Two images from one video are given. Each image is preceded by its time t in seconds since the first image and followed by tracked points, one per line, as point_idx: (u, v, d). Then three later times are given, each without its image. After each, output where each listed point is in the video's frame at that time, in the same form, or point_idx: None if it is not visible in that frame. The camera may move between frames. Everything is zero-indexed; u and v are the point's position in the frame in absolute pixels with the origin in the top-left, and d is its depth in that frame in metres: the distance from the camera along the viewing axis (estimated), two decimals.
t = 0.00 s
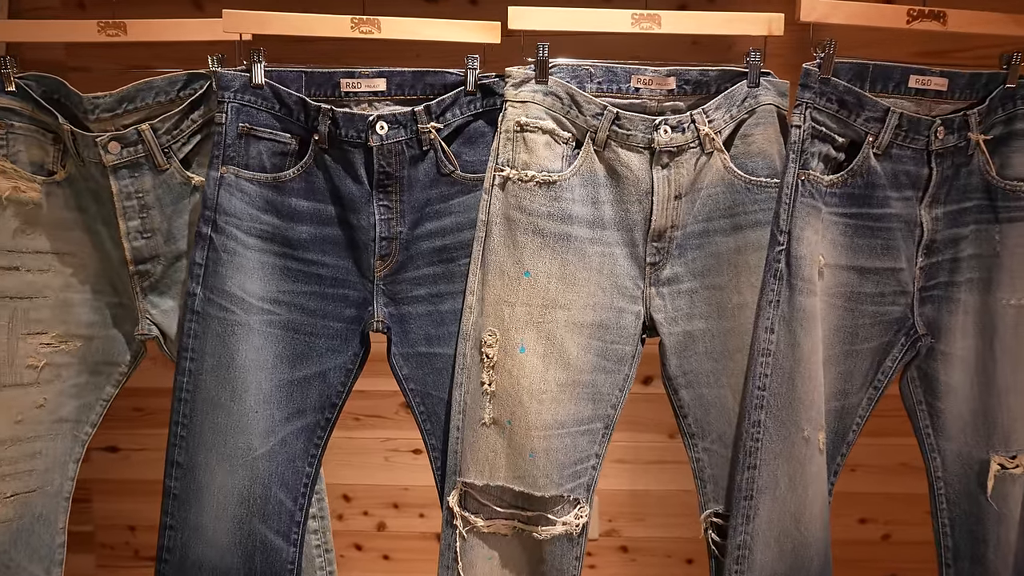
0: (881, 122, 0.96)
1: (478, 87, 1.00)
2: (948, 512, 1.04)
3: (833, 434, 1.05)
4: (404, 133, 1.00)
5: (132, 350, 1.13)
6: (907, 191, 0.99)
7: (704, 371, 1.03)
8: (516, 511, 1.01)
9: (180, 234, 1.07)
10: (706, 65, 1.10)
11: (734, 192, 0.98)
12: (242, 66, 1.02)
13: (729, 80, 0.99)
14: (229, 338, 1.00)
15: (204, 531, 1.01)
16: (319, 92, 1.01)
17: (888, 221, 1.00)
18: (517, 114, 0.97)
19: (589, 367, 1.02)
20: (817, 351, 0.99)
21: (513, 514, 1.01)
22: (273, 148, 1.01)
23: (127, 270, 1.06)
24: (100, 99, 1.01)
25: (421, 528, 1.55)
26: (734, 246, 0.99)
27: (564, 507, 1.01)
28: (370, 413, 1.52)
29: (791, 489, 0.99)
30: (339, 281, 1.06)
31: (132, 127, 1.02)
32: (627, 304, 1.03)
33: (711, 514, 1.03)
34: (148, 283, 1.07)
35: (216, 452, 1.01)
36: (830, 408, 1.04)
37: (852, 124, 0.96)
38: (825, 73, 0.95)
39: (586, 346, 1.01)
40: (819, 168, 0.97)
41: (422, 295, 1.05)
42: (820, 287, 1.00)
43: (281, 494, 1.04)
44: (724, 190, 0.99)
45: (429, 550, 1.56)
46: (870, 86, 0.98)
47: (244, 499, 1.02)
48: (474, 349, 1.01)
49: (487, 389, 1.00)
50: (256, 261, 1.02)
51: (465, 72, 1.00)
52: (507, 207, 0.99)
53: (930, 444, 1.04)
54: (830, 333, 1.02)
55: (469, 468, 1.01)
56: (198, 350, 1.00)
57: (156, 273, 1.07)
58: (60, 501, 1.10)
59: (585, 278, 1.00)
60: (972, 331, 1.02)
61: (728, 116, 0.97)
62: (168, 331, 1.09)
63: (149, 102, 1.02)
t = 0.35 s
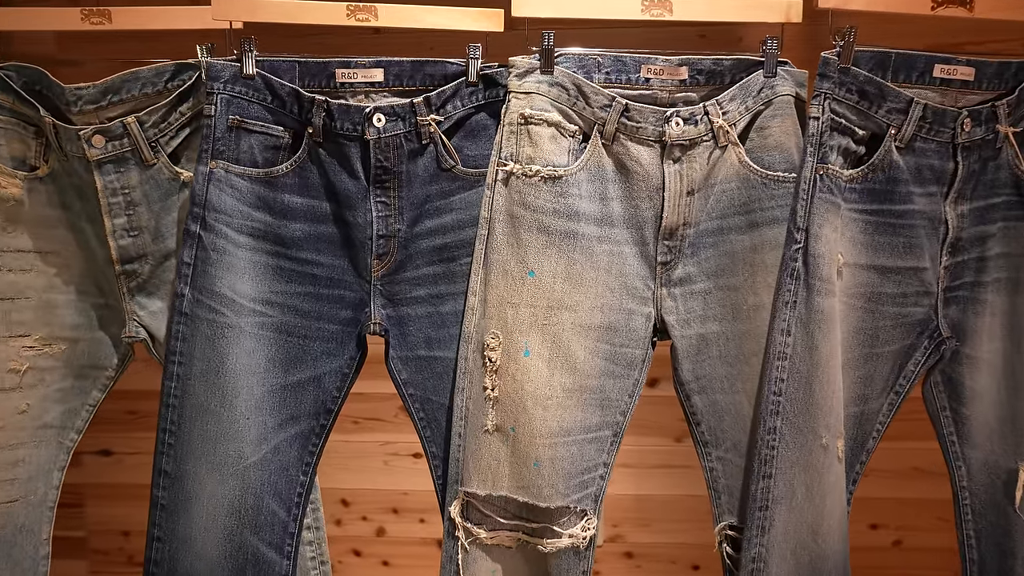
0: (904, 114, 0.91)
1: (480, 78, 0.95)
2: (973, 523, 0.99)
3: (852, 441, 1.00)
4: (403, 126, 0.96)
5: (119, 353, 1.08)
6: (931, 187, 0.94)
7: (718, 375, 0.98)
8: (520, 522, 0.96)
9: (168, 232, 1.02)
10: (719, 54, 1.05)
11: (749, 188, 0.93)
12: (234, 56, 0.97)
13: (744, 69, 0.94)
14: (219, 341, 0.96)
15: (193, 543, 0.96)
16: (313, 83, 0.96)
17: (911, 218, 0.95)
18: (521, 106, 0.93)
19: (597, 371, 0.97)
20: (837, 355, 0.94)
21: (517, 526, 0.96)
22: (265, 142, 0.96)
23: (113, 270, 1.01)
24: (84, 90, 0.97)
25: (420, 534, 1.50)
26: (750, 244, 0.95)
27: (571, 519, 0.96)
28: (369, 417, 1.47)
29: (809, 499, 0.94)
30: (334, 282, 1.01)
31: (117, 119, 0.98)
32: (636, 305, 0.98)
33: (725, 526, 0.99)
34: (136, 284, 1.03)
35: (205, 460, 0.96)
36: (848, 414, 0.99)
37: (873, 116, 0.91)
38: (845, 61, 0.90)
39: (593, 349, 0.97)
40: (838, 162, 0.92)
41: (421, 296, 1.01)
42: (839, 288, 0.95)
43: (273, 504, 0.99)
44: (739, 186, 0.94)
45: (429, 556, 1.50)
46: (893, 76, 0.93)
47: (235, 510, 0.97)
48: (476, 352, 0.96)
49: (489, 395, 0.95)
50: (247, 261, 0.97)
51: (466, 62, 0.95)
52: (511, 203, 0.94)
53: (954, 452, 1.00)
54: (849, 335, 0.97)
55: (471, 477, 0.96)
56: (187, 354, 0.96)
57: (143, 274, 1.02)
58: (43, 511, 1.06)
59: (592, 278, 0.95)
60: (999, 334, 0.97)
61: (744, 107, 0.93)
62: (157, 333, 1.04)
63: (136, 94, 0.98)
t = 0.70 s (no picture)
0: (923, 107, 0.87)
1: (483, 70, 0.92)
2: (995, 530, 0.96)
3: (868, 446, 0.97)
4: (403, 120, 0.92)
5: (111, 355, 1.04)
6: (952, 182, 0.91)
7: (731, 378, 0.95)
8: (526, 530, 0.93)
9: (161, 230, 0.99)
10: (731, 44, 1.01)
11: (763, 183, 0.90)
12: (228, 47, 0.94)
13: (757, 60, 0.91)
14: (212, 342, 0.92)
15: (186, 552, 0.93)
16: (310, 75, 0.93)
17: (930, 215, 0.91)
18: (526, 99, 0.89)
19: (605, 374, 0.94)
20: (854, 356, 0.91)
21: (523, 534, 0.93)
22: (260, 136, 0.93)
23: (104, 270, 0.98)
24: (72, 83, 0.93)
25: (421, 538, 1.46)
26: (764, 242, 0.91)
27: (578, 527, 0.93)
28: (370, 418, 1.43)
29: (825, 507, 0.91)
30: (332, 281, 0.98)
31: (107, 113, 0.94)
32: (645, 305, 0.95)
33: (738, 535, 0.95)
34: (128, 283, 0.99)
35: (198, 466, 0.93)
36: (864, 418, 0.96)
37: (891, 109, 0.88)
38: (863, 52, 0.87)
39: (600, 350, 0.93)
40: (855, 156, 0.89)
41: (422, 296, 0.97)
42: (855, 287, 0.91)
43: (269, 511, 0.96)
44: (753, 181, 0.91)
45: (430, 560, 1.47)
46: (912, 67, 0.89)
47: (229, 518, 0.94)
48: (480, 355, 0.93)
49: (493, 398, 0.92)
50: (242, 260, 0.94)
51: (469, 54, 0.92)
52: (516, 199, 0.91)
53: (975, 457, 0.97)
54: (866, 337, 0.94)
55: (475, 483, 0.93)
56: (180, 356, 0.93)
57: (135, 273, 0.99)
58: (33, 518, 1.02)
59: (600, 277, 0.92)
60: (1022, 335, 0.93)
61: (758, 99, 0.89)
62: (149, 334, 1.00)
63: (126, 87, 0.94)
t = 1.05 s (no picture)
0: (943, 100, 0.84)
1: (487, 63, 0.89)
2: (1016, 538, 0.93)
3: (885, 451, 0.94)
4: (404, 115, 0.89)
5: (104, 358, 1.01)
6: (972, 178, 0.88)
7: (743, 381, 0.92)
8: (533, 538, 0.90)
9: (155, 228, 0.96)
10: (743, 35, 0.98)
11: (777, 179, 0.87)
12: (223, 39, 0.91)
13: (771, 52, 0.87)
14: (207, 345, 0.90)
15: (181, 561, 0.90)
16: (308, 68, 0.90)
17: (949, 212, 0.88)
18: (532, 93, 0.86)
19: (613, 377, 0.91)
20: (871, 358, 0.88)
21: (529, 542, 0.90)
22: (257, 131, 0.90)
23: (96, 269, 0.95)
24: (63, 77, 0.90)
25: (423, 542, 1.43)
26: (779, 240, 0.88)
27: (586, 535, 0.90)
28: (371, 419, 1.40)
29: (840, 514, 0.87)
30: (332, 281, 0.95)
31: (99, 107, 0.91)
32: (655, 306, 0.92)
33: (751, 542, 0.92)
34: (121, 283, 0.96)
35: (193, 472, 0.90)
36: (881, 421, 0.93)
37: (909, 102, 0.85)
38: (881, 43, 0.83)
39: (608, 352, 0.90)
40: (872, 151, 0.86)
41: (424, 296, 0.94)
42: (871, 287, 0.88)
43: (266, 519, 0.93)
44: (767, 177, 0.88)
45: (432, 564, 1.44)
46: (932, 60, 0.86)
47: (224, 526, 0.91)
48: (485, 357, 0.90)
49: (498, 402, 0.89)
50: (238, 259, 0.91)
51: (472, 47, 0.89)
52: (521, 197, 0.88)
53: (995, 463, 0.94)
54: (883, 338, 0.91)
55: (480, 490, 0.90)
56: (173, 359, 0.90)
57: (128, 273, 0.96)
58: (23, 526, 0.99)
59: (609, 277, 0.89)
60: None
61: (772, 92, 0.86)
62: (143, 336, 0.98)
63: (119, 81, 0.91)
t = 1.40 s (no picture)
0: (956, 97, 0.82)
1: (489, 59, 0.87)
2: None
3: (896, 455, 0.92)
4: (405, 112, 0.87)
5: (99, 360, 0.99)
6: (986, 176, 0.86)
7: (752, 384, 0.90)
8: (536, 544, 0.88)
9: (151, 228, 0.94)
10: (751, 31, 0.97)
11: (787, 177, 0.85)
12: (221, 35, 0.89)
13: (780, 48, 0.86)
14: (203, 347, 0.88)
15: (176, 568, 0.88)
16: (307, 65, 0.88)
17: (963, 211, 0.86)
18: (536, 90, 0.85)
19: (618, 379, 0.89)
20: (883, 361, 0.86)
21: (533, 548, 0.88)
22: (254, 129, 0.88)
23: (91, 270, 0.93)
24: (56, 73, 0.89)
25: (424, 545, 1.41)
26: (788, 240, 0.86)
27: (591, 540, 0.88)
28: (371, 421, 1.38)
29: (849, 520, 0.85)
30: (330, 282, 0.93)
31: (92, 105, 0.89)
32: (662, 306, 0.90)
33: (759, 548, 0.90)
34: (116, 284, 0.94)
35: (189, 477, 0.88)
36: (892, 425, 0.91)
37: (921, 99, 0.83)
38: (893, 38, 0.82)
39: (613, 354, 0.88)
40: (884, 149, 0.84)
41: (425, 298, 0.92)
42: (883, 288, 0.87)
43: (264, 525, 0.91)
44: (776, 175, 0.86)
45: (433, 568, 1.41)
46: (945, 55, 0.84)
47: (221, 532, 0.89)
48: (488, 360, 0.88)
49: (501, 405, 0.87)
50: (235, 260, 0.89)
51: (474, 43, 0.87)
52: (525, 196, 0.86)
53: (1009, 468, 0.92)
54: (894, 340, 0.89)
55: (483, 495, 0.88)
56: (169, 362, 0.88)
57: (124, 274, 0.94)
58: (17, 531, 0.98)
59: (614, 277, 0.87)
60: None
61: (781, 89, 0.84)
62: (139, 338, 0.96)
63: (113, 77, 0.90)
